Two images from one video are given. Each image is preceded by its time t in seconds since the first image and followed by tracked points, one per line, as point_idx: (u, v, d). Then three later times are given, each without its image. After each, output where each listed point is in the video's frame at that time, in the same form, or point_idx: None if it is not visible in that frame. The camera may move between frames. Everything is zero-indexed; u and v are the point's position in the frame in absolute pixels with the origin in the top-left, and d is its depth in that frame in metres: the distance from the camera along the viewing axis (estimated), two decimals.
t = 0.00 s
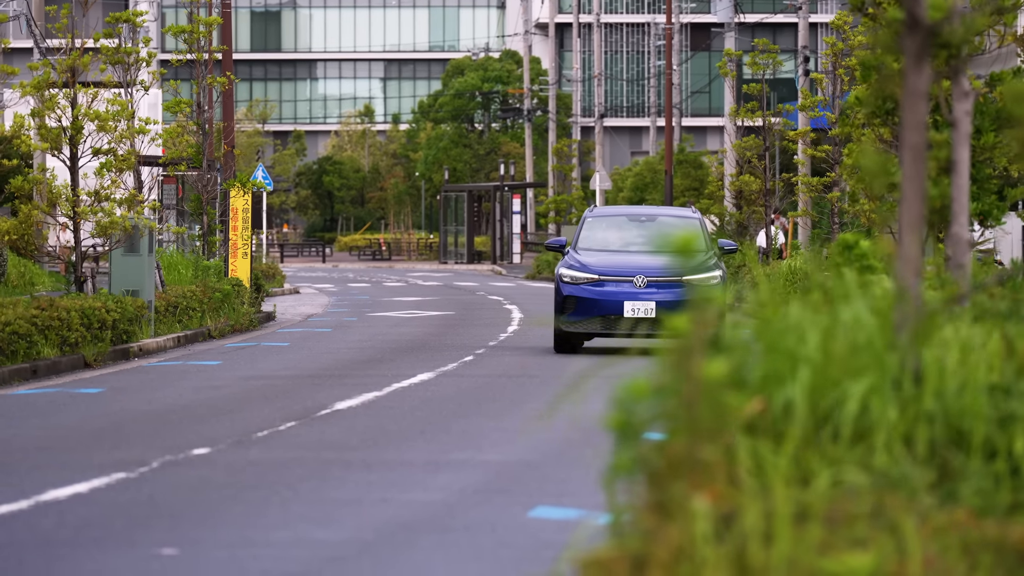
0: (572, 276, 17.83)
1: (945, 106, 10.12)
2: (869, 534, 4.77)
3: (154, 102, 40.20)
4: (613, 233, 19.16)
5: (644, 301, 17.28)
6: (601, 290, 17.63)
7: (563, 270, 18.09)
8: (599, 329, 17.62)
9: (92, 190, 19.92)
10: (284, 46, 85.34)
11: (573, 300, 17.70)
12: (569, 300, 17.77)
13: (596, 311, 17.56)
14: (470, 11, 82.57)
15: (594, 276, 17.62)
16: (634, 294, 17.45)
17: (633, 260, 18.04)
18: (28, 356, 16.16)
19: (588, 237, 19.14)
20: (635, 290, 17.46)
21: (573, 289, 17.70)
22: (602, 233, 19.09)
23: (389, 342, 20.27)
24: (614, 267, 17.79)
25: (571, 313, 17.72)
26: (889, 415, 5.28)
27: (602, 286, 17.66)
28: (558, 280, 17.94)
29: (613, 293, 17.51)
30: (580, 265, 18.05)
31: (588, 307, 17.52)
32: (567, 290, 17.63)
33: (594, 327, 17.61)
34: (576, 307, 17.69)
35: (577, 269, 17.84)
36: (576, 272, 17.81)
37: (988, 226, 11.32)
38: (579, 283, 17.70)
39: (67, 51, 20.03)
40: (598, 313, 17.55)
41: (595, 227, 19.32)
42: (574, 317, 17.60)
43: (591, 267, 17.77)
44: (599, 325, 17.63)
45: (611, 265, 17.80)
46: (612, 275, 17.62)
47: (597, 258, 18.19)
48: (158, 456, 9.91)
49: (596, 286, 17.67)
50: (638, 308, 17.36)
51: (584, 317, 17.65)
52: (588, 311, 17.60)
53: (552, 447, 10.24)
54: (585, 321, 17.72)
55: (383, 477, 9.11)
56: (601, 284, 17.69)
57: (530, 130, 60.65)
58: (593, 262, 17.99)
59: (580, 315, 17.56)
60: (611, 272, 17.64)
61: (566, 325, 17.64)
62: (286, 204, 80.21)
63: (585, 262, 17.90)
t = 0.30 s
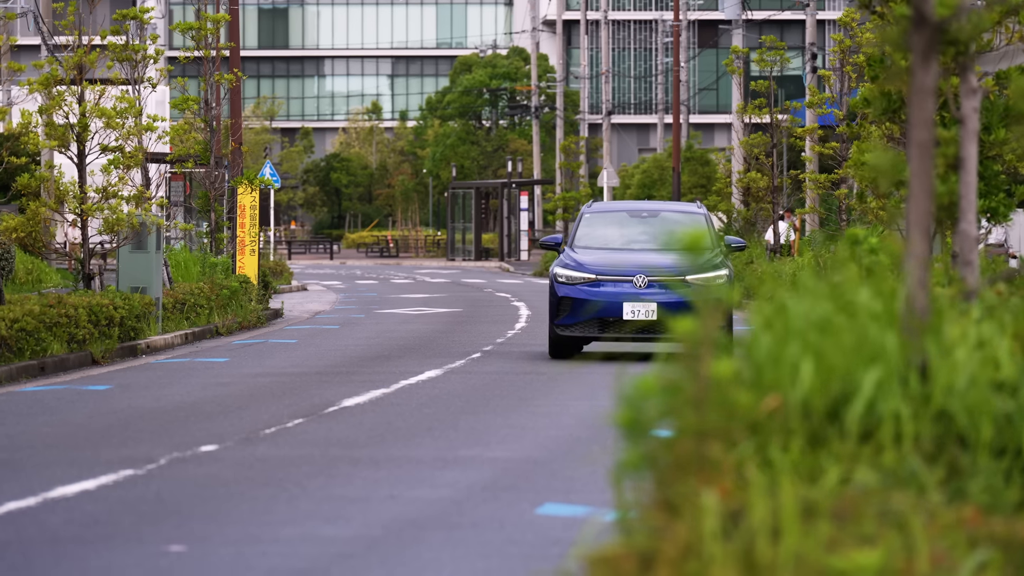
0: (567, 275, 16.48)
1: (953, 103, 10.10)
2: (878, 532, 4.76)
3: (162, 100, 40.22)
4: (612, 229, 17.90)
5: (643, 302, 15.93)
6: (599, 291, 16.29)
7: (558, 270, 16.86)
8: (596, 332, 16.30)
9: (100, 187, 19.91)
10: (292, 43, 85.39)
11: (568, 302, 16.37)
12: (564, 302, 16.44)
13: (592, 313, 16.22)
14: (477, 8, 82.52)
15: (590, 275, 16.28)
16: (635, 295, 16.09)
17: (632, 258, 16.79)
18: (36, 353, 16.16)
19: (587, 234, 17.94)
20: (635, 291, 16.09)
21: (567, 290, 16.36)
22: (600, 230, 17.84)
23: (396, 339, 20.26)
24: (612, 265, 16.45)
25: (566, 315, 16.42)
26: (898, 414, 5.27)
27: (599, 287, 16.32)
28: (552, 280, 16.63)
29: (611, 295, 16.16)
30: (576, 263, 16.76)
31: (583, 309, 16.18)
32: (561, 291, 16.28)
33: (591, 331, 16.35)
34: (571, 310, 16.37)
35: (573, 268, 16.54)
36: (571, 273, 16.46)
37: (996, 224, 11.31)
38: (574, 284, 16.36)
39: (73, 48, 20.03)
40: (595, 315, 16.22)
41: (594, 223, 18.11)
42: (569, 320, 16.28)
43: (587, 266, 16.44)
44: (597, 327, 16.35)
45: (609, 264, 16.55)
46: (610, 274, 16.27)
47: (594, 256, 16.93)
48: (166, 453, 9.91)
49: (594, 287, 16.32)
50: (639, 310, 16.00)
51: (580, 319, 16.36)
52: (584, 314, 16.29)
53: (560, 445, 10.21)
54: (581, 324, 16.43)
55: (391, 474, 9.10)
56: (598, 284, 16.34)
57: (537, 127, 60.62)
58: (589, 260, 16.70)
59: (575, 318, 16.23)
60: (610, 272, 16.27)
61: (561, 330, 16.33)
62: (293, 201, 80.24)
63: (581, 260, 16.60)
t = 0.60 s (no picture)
0: (559, 277, 15.48)
1: (959, 99, 10.05)
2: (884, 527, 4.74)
3: (169, 95, 40.20)
4: (609, 225, 16.73)
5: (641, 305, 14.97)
6: (592, 292, 15.31)
7: (548, 270, 15.78)
8: (590, 338, 15.31)
9: (107, 182, 19.89)
10: (299, 39, 85.27)
11: (559, 305, 15.36)
12: (555, 305, 15.43)
13: (586, 317, 15.23)
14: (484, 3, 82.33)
15: (584, 276, 15.29)
16: (631, 298, 15.14)
17: (628, 258, 15.71)
18: (43, 348, 16.17)
19: (581, 230, 16.79)
20: (631, 294, 15.14)
21: (559, 292, 15.35)
22: (597, 225, 16.70)
23: (404, 335, 20.25)
24: (607, 266, 15.45)
25: (556, 320, 15.39)
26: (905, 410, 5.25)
27: (592, 289, 15.32)
28: (542, 282, 15.62)
29: (606, 297, 15.19)
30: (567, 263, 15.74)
31: (577, 313, 15.19)
32: (553, 292, 15.30)
33: (584, 337, 15.33)
34: (563, 314, 15.35)
35: (565, 269, 15.56)
36: (563, 273, 15.47)
37: (1002, 219, 11.30)
38: (567, 285, 15.37)
39: (81, 44, 20.02)
40: (588, 318, 15.23)
41: (590, 219, 16.95)
42: (561, 324, 15.27)
43: (581, 267, 15.44)
44: (590, 333, 15.35)
45: (603, 264, 15.46)
46: (605, 275, 15.29)
47: (587, 255, 15.82)
48: (174, 449, 9.92)
49: (588, 289, 15.34)
50: (635, 315, 15.06)
51: (572, 324, 15.34)
52: (577, 318, 15.28)
53: (566, 441, 10.20)
54: (573, 330, 15.40)
55: (399, 470, 9.10)
56: (592, 287, 15.34)
57: (544, 123, 60.45)
58: (583, 259, 15.64)
59: (568, 321, 15.23)
60: (605, 273, 15.31)
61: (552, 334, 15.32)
62: (301, 197, 80.12)
63: (574, 260, 15.58)
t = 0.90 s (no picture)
0: (548, 277, 14.24)
1: (967, 95, 9.99)
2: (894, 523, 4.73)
3: (177, 90, 40.25)
4: (604, 222, 15.50)
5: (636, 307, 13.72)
6: (583, 295, 14.05)
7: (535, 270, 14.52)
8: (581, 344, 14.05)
9: (115, 178, 19.89)
10: (307, 35, 85.42)
11: (548, 308, 14.10)
12: (543, 307, 14.19)
13: (576, 321, 13.97)
14: None
15: (576, 276, 14.05)
16: (625, 300, 13.87)
17: (624, 256, 14.45)
18: (52, 344, 16.19)
19: (576, 226, 15.55)
20: (624, 296, 13.88)
21: (547, 293, 14.10)
22: (591, 222, 15.46)
23: (412, 330, 20.23)
24: (600, 266, 14.19)
25: (545, 325, 14.15)
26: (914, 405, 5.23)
27: (583, 290, 14.06)
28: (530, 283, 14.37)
29: (598, 299, 13.92)
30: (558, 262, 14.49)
31: (568, 316, 13.95)
32: (541, 294, 14.07)
33: (574, 342, 14.07)
34: (552, 317, 14.09)
35: (554, 269, 14.31)
36: (552, 273, 14.22)
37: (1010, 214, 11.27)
38: (556, 287, 14.12)
39: (88, 40, 20.05)
40: (579, 322, 13.98)
41: (586, 215, 15.71)
42: (549, 328, 14.04)
43: (572, 267, 14.19)
44: (581, 337, 14.07)
45: (594, 264, 14.19)
46: (597, 275, 14.03)
47: (578, 255, 14.58)
48: (181, 445, 9.91)
49: (578, 290, 14.07)
50: (630, 318, 13.79)
51: (562, 328, 14.07)
52: (568, 322, 14.02)
53: (574, 437, 10.17)
54: (563, 334, 14.15)
55: (406, 466, 9.08)
56: (583, 288, 14.08)
57: (552, 118, 60.40)
58: (575, 259, 14.40)
59: (557, 325, 13.99)
60: (597, 274, 14.05)
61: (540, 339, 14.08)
62: (309, 193, 80.15)
63: (566, 260, 14.35)
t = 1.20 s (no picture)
0: (540, 275, 13.08)
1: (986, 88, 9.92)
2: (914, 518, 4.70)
3: (195, 84, 40.28)
4: (605, 216, 14.11)
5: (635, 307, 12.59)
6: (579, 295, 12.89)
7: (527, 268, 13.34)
8: (576, 348, 12.89)
9: (134, 172, 19.88)
10: (326, 29, 85.51)
11: (541, 309, 12.97)
12: (535, 309, 13.04)
13: (571, 323, 12.83)
14: None
15: (571, 274, 12.90)
16: (624, 301, 12.72)
17: (624, 253, 13.23)
18: (71, 338, 16.21)
19: (574, 217, 14.18)
20: (623, 296, 12.74)
21: (539, 293, 12.94)
22: (590, 214, 14.10)
23: (430, 324, 20.20)
24: (598, 263, 12.99)
25: (537, 328, 13.00)
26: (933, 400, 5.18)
27: (578, 290, 12.89)
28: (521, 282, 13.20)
29: (595, 299, 12.77)
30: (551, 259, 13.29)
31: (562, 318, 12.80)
32: (533, 294, 12.91)
33: (569, 347, 12.91)
34: (545, 319, 12.94)
35: (548, 266, 13.14)
36: (544, 271, 13.05)
37: None
38: (549, 286, 12.96)
39: (107, 34, 20.04)
40: (574, 325, 12.83)
41: (584, 205, 14.33)
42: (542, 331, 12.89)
43: (566, 265, 13.01)
44: (577, 342, 12.92)
45: (591, 261, 13.01)
46: (594, 273, 12.87)
47: (575, 251, 13.36)
48: (200, 438, 9.90)
49: (573, 290, 12.92)
50: (630, 320, 12.65)
51: (555, 331, 12.91)
52: (562, 324, 12.87)
53: (593, 431, 10.12)
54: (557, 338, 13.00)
55: (425, 460, 9.06)
56: (578, 288, 12.91)
57: (571, 112, 60.21)
58: (570, 257, 13.15)
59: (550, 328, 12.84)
60: (594, 272, 12.88)
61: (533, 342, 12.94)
62: (327, 187, 80.09)
63: (560, 258, 13.13)
